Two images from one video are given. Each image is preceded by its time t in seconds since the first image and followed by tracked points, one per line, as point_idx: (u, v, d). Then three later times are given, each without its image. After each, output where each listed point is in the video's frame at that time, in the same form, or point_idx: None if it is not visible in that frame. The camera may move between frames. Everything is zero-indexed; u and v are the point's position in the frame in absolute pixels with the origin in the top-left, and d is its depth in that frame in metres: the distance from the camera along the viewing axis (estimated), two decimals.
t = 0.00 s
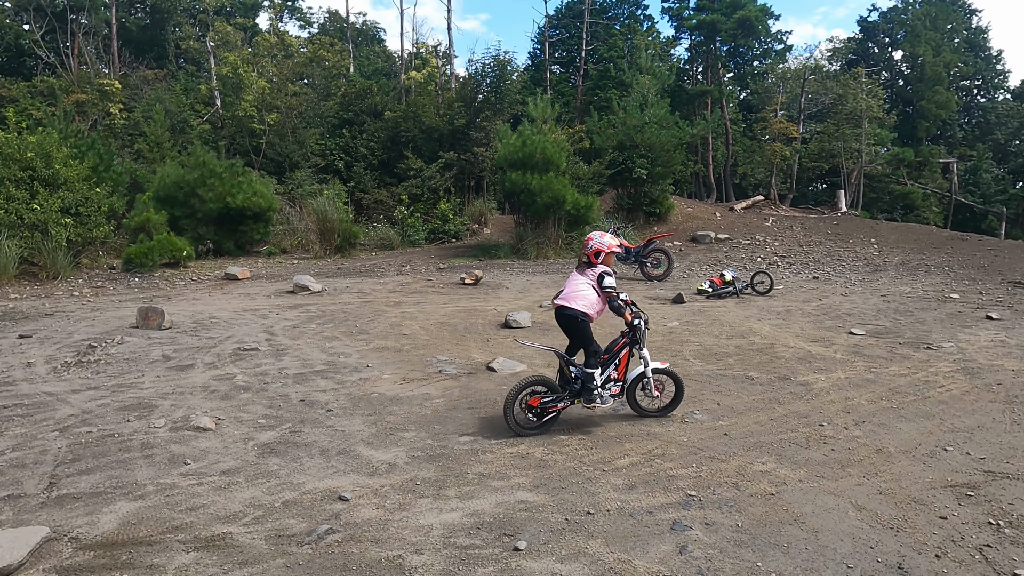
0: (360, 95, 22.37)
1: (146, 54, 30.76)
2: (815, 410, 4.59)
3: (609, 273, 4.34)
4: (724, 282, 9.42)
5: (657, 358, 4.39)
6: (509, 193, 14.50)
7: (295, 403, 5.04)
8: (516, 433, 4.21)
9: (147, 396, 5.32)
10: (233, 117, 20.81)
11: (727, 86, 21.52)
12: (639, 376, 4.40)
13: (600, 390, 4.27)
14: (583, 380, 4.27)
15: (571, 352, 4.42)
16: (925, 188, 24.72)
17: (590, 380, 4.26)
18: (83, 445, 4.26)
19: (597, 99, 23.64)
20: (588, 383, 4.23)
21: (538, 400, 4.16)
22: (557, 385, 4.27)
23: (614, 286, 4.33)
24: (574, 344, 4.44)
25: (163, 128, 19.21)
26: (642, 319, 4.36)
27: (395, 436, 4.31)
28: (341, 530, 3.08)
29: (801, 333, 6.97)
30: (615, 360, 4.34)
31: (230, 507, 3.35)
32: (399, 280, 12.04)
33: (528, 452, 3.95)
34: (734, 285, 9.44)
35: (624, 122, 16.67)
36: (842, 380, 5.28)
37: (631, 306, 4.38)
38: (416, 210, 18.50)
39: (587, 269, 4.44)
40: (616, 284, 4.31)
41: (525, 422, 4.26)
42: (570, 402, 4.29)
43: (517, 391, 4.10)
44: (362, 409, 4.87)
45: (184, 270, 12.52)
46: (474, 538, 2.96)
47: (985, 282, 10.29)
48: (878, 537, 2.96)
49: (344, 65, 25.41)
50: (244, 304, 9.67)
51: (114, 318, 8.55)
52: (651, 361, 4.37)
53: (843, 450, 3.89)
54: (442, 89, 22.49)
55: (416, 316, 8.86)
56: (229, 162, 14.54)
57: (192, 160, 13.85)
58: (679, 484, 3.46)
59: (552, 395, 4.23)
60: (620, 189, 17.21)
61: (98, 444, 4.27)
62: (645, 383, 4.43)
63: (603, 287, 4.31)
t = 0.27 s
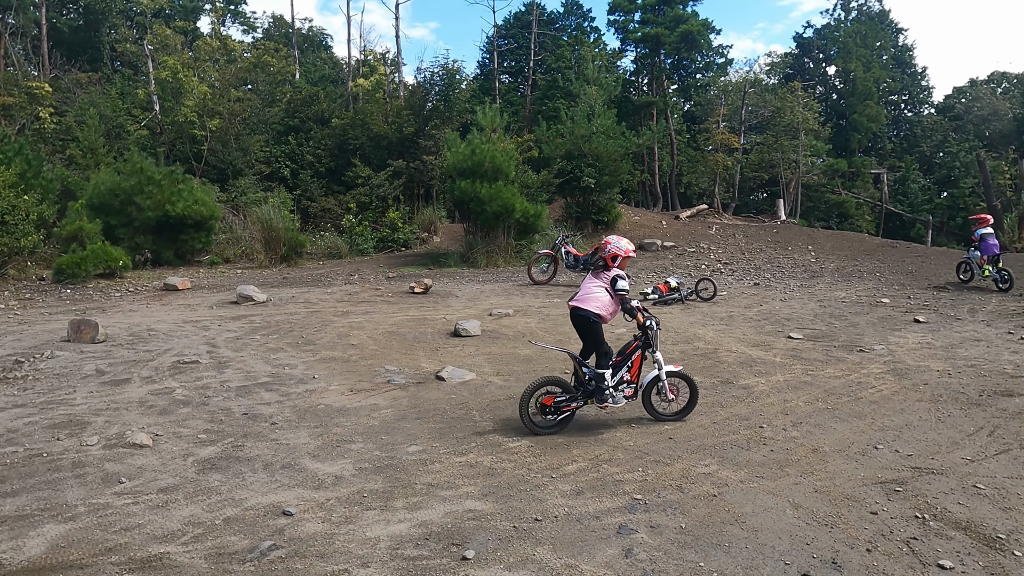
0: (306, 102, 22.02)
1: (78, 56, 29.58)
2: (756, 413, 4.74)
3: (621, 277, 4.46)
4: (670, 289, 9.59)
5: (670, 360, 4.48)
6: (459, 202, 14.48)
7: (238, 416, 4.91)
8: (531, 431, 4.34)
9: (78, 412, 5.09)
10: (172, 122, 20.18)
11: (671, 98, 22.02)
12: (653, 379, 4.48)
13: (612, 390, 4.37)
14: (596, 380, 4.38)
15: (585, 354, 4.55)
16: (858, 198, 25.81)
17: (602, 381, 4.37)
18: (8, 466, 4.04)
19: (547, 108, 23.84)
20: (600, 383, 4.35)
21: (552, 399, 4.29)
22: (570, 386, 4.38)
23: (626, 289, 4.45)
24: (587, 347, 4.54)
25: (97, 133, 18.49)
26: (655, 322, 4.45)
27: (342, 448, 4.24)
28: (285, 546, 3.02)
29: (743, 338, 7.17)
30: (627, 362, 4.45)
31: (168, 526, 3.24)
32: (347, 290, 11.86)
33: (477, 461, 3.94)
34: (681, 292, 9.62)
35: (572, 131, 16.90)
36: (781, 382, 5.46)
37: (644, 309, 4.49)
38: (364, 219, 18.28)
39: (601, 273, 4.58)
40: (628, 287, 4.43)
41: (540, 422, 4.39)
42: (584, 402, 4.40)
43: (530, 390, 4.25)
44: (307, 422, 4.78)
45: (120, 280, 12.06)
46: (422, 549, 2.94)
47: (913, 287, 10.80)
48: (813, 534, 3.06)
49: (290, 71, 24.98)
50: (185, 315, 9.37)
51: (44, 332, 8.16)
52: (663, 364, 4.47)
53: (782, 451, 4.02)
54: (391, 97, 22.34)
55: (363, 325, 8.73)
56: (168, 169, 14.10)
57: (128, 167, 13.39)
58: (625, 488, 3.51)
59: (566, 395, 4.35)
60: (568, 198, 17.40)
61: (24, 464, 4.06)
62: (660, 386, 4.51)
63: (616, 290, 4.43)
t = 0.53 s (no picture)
0: (256, 107, 21.58)
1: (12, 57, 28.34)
2: (706, 418, 4.83)
3: (640, 281, 4.57)
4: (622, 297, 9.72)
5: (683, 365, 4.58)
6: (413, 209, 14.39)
7: (184, 431, 4.76)
8: (548, 432, 4.46)
9: (12, 430, 4.85)
10: (114, 127, 19.50)
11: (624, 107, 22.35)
12: (667, 383, 4.58)
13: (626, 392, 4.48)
14: (610, 383, 4.50)
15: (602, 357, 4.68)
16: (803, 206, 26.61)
17: (616, 383, 4.48)
18: None
19: (501, 116, 23.88)
20: (614, 386, 4.47)
21: (567, 401, 4.42)
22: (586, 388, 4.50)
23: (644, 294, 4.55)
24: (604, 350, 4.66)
25: (34, 138, 17.74)
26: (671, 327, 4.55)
27: (293, 461, 4.15)
28: (233, 564, 2.93)
29: (695, 344, 7.30)
30: (641, 365, 4.56)
31: (108, 547, 3.12)
32: (299, 299, 11.64)
33: (432, 471, 3.91)
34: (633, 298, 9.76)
35: (526, 140, 16.99)
36: (731, 387, 5.57)
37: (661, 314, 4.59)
38: (317, 227, 17.97)
39: (621, 277, 4.69)
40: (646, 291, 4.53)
41: (556, 423, 4.51)
42: (598, 404, 4.51)
43: (546, 391, 4.38)
44: (257, 435, 4.67)
45: (58, 291, 11.57)
46: (376, 563, 2.89)
47: (855, 293, 11.18)
48: (762, 536, 3.13)
49: (238, 76, 24.45)
50: (128, 326, 9.04)
51: None
52: (677, 368, 4.56)
53: (732, 455, 4.10)
54: (343, 103, 22.07)
55: (316, 336, 8.58)
56: (110, 175, 13.63)
57: (67, 173, 12.89)
58: (580, 496, 3.52)
59: (581, 397, 4.47)
60: (523, 206, 17.47)
61: None
62: (673, 391, 4.61)
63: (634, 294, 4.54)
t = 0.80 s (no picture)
0: (208, 111, 21.12)
1: None
2: (660, 423, 4.89)
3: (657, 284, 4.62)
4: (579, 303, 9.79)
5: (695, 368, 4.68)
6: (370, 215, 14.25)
7: (128, 445, 4.59)
8: (564, 433, 4.55)
9: None
10: (58, 129, 18.84)
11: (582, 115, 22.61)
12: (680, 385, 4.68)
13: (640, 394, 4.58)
14: (626, 385, 4.59)
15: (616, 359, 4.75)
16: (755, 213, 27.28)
17: (631, 386, 4.57)
18: None
19: (460, 123, 23.88)
20: (630, 388, 4.56)
21: (584, 403, 4.50)
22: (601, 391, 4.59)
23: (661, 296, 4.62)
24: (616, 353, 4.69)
25: None
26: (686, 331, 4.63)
27: (243, 474, 4.04)
28: None
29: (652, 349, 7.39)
30: (654, 368, 4.65)
31: (44, 569, 2.98)
32: (252, 307, 11.39)
33: (387, 481, 3.85)
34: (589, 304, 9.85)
35: (484, 146, 17.01)
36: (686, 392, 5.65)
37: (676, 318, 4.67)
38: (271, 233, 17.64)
39: (637, 279, 4.74)
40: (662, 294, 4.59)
41: (572, 425, 4.59)
42: (613, 406, 4.60)
43: (564, 394, 4.45)
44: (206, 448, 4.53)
45: None
46: None
47: (805, 297, 11.49)
48: (715, 538, 3.17)
49: (189, 80, 23.92)
50: (70, 336, 8.70)
51: None
52: (690, 370, 4.67)
53: (686, 458, 4.15)
54: (299, 108, 21.77)
55: (270, 344, 8.40)
56: (51, 179, 13.15)
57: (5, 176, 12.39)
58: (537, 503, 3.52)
59: (597, 399, 4.56)
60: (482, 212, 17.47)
61: None
62: (685, 393, 4.72)
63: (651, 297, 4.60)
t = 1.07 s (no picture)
0: (160, 113, 20.59)
1: None
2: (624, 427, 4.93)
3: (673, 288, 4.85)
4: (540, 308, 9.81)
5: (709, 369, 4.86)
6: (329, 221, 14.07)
7: (72, 459, 4.42)
8: (584, 432, 4.65)
9: None
10: None
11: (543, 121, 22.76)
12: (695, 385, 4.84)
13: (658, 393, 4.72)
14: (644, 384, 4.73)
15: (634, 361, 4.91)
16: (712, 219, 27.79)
17: (650, 386, 4.71)
18: None
19: (420, 128, 23.77)
20: (648, 387, 4.70)
21: (605, 402, 4.62)
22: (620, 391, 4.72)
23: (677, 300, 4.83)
24: (635, 354, 4.88)
25: None
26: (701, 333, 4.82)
27: (195, 488, 3.93)
28: None
29: (614, 354, 7.45)
30: (671, 368, 4.81)
31: None
32: (206, 314, 11.12)
33: (345, 492, 3.79)
34: (550, 308, 9.88)
35: (445, 151, 16.94)
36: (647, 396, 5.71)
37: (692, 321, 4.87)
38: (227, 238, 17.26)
39: (653, 284, 4.97)
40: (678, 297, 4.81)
41: (591, 424, 4.70)
42: (632, 406, 4.73)
43: (586, 392, 4.58)
44: (157, 461, 4.39)
45: None
46: None
47: (761, 302, 11.74)
48: (674, 541, 3.20)
49: (140, 81, 23.27)
50: (12, 345, 8.36)
51: None
52: (704, 371, 4.83)
53: (646, 462, 4.19)
54: (256, 111, 21.38)
55: (225, 352, 8.20)
56: None
57: None
58: (498, 510, 3.50)
59: (616, 398, 4.68)
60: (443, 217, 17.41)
61: None
62: (700, 393, 4.88)
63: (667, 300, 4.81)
